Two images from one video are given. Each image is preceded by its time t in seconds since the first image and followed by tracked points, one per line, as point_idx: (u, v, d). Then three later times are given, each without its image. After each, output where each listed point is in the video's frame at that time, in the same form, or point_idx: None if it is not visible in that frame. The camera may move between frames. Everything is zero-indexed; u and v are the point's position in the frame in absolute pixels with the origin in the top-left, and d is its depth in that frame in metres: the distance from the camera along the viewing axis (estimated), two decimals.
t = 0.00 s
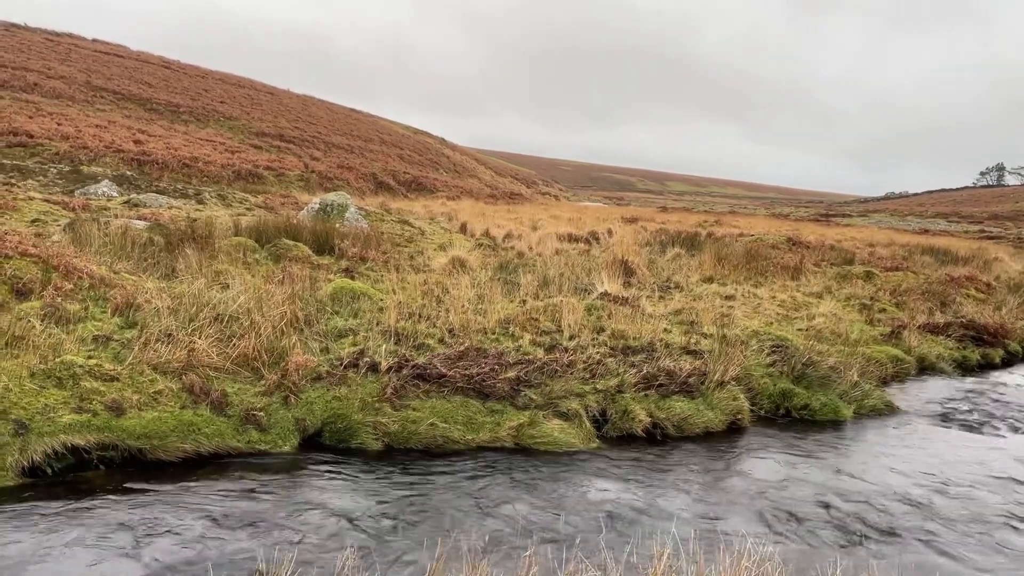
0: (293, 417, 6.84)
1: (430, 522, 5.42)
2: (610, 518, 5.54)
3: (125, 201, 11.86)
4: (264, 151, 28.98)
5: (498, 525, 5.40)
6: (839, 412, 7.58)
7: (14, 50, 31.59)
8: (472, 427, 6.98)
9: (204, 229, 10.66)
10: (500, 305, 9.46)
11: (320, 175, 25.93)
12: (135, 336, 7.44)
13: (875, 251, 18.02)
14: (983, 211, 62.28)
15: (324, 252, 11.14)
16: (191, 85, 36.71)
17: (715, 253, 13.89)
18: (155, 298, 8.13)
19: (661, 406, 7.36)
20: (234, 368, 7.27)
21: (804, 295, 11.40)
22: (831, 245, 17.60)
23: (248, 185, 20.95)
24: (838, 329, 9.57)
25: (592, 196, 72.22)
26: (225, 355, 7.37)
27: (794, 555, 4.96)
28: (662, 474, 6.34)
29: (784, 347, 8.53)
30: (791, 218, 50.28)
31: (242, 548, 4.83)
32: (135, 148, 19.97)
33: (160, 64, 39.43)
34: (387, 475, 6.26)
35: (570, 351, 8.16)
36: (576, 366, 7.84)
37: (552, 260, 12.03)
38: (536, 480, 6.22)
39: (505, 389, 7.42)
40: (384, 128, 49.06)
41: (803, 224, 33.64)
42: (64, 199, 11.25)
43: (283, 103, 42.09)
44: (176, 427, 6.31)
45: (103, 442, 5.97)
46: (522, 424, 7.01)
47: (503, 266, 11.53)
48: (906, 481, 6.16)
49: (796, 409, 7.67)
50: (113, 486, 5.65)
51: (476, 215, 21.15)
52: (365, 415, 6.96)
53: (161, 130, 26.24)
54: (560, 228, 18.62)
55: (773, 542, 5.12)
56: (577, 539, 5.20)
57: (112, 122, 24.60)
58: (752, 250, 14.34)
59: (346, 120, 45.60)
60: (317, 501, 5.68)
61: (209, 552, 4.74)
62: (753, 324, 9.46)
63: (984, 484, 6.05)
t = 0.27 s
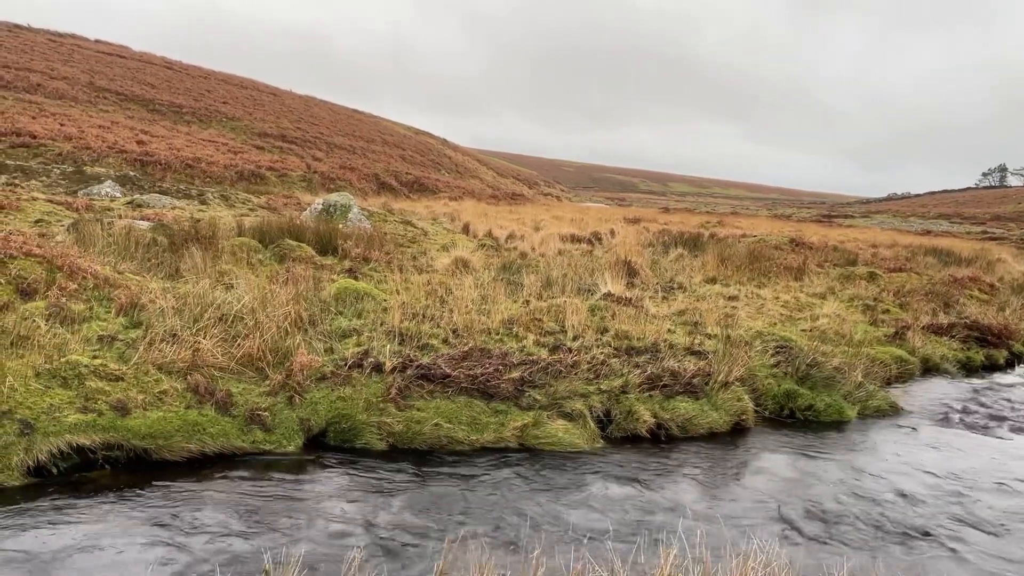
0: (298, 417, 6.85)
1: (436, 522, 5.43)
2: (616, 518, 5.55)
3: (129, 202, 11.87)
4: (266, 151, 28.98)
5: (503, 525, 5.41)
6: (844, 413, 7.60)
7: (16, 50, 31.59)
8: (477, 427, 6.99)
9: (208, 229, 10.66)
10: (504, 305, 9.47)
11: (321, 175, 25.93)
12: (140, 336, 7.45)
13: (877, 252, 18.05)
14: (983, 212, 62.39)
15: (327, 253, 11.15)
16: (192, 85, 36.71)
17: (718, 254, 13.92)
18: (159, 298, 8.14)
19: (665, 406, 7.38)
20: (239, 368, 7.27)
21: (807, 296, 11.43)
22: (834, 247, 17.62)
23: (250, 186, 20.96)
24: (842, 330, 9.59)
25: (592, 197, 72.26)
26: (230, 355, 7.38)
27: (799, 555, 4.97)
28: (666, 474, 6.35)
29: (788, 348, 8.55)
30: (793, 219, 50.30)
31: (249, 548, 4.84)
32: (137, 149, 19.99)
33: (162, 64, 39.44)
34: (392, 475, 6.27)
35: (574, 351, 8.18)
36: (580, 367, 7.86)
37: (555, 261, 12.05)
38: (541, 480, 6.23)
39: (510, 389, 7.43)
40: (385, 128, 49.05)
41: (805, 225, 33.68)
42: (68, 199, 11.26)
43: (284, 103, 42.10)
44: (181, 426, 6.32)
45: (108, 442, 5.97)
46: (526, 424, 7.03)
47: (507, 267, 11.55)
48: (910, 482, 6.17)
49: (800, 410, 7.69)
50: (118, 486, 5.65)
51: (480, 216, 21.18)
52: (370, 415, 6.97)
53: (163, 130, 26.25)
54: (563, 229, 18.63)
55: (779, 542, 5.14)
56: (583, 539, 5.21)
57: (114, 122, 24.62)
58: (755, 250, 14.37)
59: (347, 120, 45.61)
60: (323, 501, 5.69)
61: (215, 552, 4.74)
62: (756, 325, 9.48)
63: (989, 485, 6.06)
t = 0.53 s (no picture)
0: (301, 417, 6.86)
1: (441, 522, 5.44)
2: (619, 519, 5.56)
3: (132, 202, 11.89)
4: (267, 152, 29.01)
5: (507, 525, 5.42)
6: (846, 414, 7.61)
7: (19, 52, 31.60)
8: (480, 428, 7.00)
9: (211, 230, 10.68)
10: (506, 305, 9.49)
11: (324, 176, 25.95)
12: (144, 337, 7.46)
13: (880, 252, 18.06)
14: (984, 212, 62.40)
15: (330, 254, 11.17)
16: (194, 86, 36.74)
17: (720, 254, 13.93)
18: (163, 298, 8.15)
19: (668, 407, 7.39)
20: (242, 368, 7.28)
21: (810, 297, 11.45)
22: (836, 248, 17.63)
23: (253, 187, 20.99)
24: (844, 331, 9.61)
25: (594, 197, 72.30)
26: (234, 355, 7.39)
27: (803, 555, 4.98)
28: (669, 475, 6.36)
29: (791, 350, 8.57)
30: (795, 219, 50.28)
31: (253, 548, 4.84)
32: (140, 150, 20.01)
33: (164, 65, 39.48)
34: (395, 475, 6.28)
35: (577, 352, 8.19)
36: (583, 368, 7.87)
37: (558, 262, 12.07)
38: (545, 481, 6.24)
39: (513, 390, 7.44)
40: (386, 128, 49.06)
41: (807, 226, 33.69)
42: (71, 200, 11.28)
43: (286, 103, 42.13)
44: (185, 427, 6.33)
45: (113, 442, 5.98)
46: (529, 425, 7.04)
47: (510, 267, 11.56)
48: (913, 483, 6.18)
49: (803, 411, 7.70)
50: (123, 486, 5.66)
51: (482, 217, 21.21)
52: (374, 416, 6.99)
53: (166, 131, 26.28)
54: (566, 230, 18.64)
55: (782, 542, 5.15)
56: (587, 539, 5.22)
57: (117, 123, 24.64)
58: (757, 251, 14.39)
59: (348, 121, 45.63)
60: (327, 501, 5.70)
61: (219, 552, 4.75)
62: (759, 326, 9.49)
63: (992, 486, 6.07)
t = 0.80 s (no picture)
0: (304, 417, 6.86)
1: (443, 521, 5.44)
2: (622, 519, 5.55)
3: (135, 203, 11.91)
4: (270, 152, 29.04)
5: (509, 524, 5.41)
6: (849, 414, 7.60)
7: (23, 52, 31.68)
8: (482, 428, 7.00)
9: (213, 230, 10.70)
10: (509, 306, 9.49)
11: (326, 177, 25.97)
12: (147, 336, 7.47)
13: (883, 253, 18.04)
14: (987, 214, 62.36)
15: (333, 254, 11.18)
16: (197, 87, 36.80)
17: (723, 255, 13.92)
18: (166, 299, 8.16)
19: (670, 407, 7.38)
20: (245, 368, 7.29)
21: (812, 297, 11.44)
22: (839, 248, 17.61)
23: (256, 187, 21.01)
24: (847, 331, 9.60)
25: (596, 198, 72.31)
26: (237, 355, 7.40)
27: (806, 555, 4.97)
28: (672, 475, 6.35)
29: (794, 350, 8.56)
30: (798, 220, 50.25)
31: (256, 547, 4.85)
32: (143, 150, 20.05)
33: (167, 66, 39.53)
34: (397, 475, 6.28)
35: (580, 352, 8.19)
36: (586, 368, 7.87)
37: (560, 262, 12.08)
38: (547, 480, 6.23)
39: (515, 390, 7.44)
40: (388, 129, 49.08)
41: (810, 227, 33.65)
42: (73, 200, 11.29)
43: (288, 104, 42.16)
44: (188, 426, 6.33)
45: (116, 441, 5.99)
46: (532, 425, 7.03)
47: (512, 268, 11.57)
48: (916, 483, 6.16)
49: (806, 411, 7.69)
50: (126, 485, 5.67)
51: (484, 217, 21.23)
52: (376, 416, 6.99)
53: (169, 132, 26.31)
54: (568, 230, 18.63)
55: (785, 543, 5.14)
56: (590, 539, 5.21)
57: (120, 124, 24.69)
58: (760, 252, 14.37)
59: (350, 121, 45.67)
60: (328, 500, 5.69)
61: (222, 550, 4.76)
62: (762, 326, 9.49)
63: (995, 487, 6.05)
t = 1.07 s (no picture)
0: (309, 417, 6.88)
1: (448, 520, 5.45)
2: (627, 519, 5.55)
3: (141, 203, 11.97)
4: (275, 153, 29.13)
5: (514, 524, 5.41)
6: (856, 415, 7.59)
7: (32, 54, 31.85)
8: (487, 428, 7.01)
9: (219, 230, 10.74)
10: (514, 306, 9.50)
11: (332, 178, 26.05)
12: (153, 336, 7.50)
13: (889, 254, 17.99)
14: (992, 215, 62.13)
15: (338, 254, 11.21)
16: (203, 88, 36.95)
17: (728, 255, 13.91)
18: (172, 299, 8.19)
19: (676, 408, 7.38)
20: (251, 368, 7.32)
21: (818, 298, 11.42)
22: (845, 248, 17.57)
23: (262, 187, 21.09)
24: (853, 332, 9.58)
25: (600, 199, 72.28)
26: (243, 355, 7.42)
27: (812, 556, 4.96)
28: (677, 476, 6.34)
29: (799, 351, 8.55)
30: (803, 221, 50.13)
31: (262, 546, 4.86)
32: (150, 151, 20.14)
33: (173, 67, 39.70)
34: (402, 474, 6.29)
35: (585, 353, 8.19)
36: (591, 368, 7.87)
37: (565, 262, 12.09)
38: (552, 480, 6.23)
39: (520, 390, 7.45)
40: (393, 129, 49.15)
41: (815, 228, 33.56)
42: (81, 201, 11.35)
43: (294, 104, 42.26)
44: (194, 426, 6.36)
45: (122, 441, 6.02)
46: (537, 425, 7.04)
47: (517, 268, 11.58)
48: (923, 484, 6.14)
49: (811, 412, 7.68)
50: (132, 484, 5.69)
51: (490, 218, 21.27)
52: (381, 415, 7.00)
53: (175, 133, 26.42)
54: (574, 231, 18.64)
55: (790, 543, 5.12)
56: (594, 539, 5.21)
57: (127, 125, 24.81)
58: (765, 252, 14.35)
59: (355, 122, 45.77)
60: (334, 499, 5.70)
61: (227, 549, 4.78)
62: (767, 327, 9.47)
63: (1002, 488, 6.03)
